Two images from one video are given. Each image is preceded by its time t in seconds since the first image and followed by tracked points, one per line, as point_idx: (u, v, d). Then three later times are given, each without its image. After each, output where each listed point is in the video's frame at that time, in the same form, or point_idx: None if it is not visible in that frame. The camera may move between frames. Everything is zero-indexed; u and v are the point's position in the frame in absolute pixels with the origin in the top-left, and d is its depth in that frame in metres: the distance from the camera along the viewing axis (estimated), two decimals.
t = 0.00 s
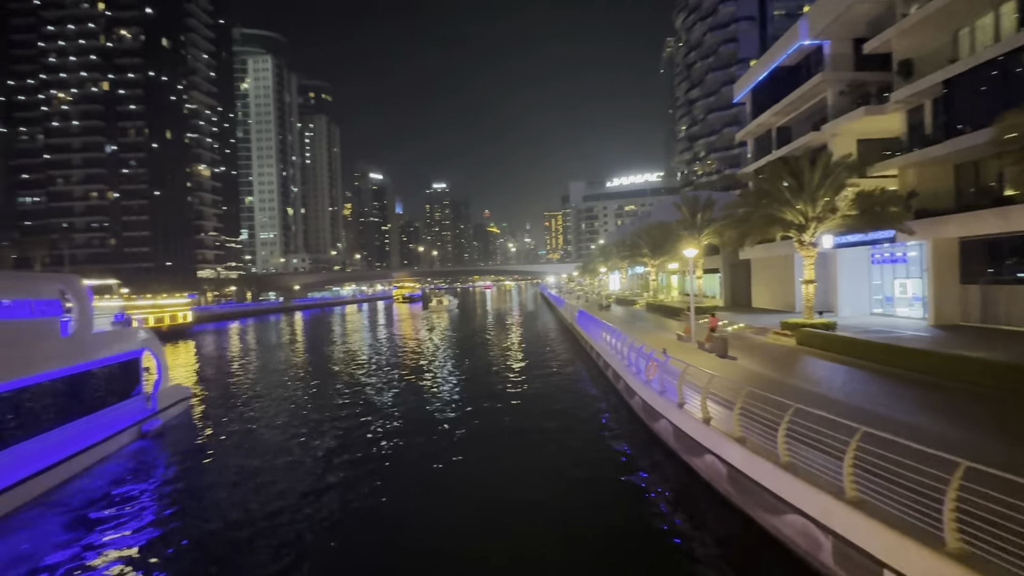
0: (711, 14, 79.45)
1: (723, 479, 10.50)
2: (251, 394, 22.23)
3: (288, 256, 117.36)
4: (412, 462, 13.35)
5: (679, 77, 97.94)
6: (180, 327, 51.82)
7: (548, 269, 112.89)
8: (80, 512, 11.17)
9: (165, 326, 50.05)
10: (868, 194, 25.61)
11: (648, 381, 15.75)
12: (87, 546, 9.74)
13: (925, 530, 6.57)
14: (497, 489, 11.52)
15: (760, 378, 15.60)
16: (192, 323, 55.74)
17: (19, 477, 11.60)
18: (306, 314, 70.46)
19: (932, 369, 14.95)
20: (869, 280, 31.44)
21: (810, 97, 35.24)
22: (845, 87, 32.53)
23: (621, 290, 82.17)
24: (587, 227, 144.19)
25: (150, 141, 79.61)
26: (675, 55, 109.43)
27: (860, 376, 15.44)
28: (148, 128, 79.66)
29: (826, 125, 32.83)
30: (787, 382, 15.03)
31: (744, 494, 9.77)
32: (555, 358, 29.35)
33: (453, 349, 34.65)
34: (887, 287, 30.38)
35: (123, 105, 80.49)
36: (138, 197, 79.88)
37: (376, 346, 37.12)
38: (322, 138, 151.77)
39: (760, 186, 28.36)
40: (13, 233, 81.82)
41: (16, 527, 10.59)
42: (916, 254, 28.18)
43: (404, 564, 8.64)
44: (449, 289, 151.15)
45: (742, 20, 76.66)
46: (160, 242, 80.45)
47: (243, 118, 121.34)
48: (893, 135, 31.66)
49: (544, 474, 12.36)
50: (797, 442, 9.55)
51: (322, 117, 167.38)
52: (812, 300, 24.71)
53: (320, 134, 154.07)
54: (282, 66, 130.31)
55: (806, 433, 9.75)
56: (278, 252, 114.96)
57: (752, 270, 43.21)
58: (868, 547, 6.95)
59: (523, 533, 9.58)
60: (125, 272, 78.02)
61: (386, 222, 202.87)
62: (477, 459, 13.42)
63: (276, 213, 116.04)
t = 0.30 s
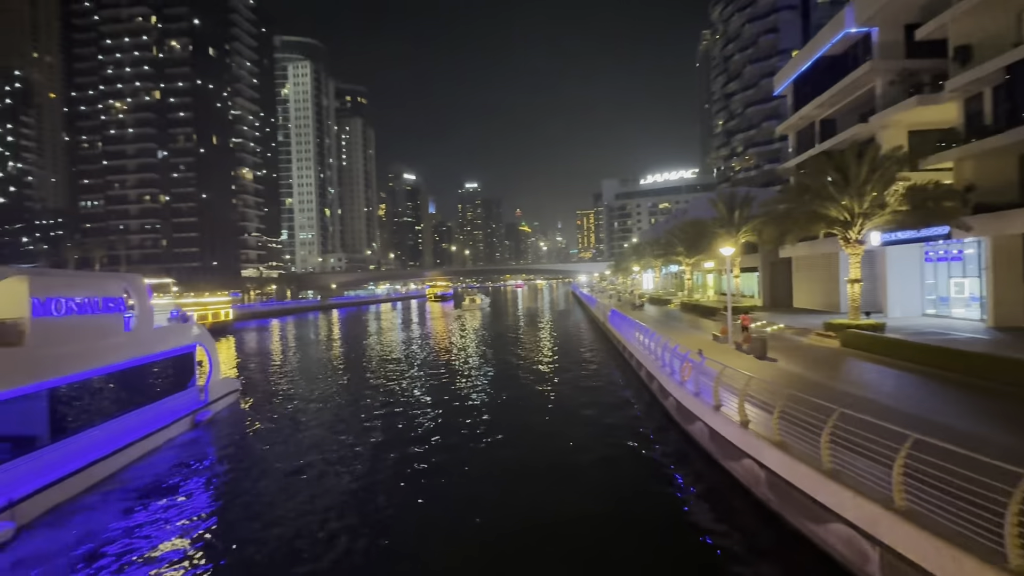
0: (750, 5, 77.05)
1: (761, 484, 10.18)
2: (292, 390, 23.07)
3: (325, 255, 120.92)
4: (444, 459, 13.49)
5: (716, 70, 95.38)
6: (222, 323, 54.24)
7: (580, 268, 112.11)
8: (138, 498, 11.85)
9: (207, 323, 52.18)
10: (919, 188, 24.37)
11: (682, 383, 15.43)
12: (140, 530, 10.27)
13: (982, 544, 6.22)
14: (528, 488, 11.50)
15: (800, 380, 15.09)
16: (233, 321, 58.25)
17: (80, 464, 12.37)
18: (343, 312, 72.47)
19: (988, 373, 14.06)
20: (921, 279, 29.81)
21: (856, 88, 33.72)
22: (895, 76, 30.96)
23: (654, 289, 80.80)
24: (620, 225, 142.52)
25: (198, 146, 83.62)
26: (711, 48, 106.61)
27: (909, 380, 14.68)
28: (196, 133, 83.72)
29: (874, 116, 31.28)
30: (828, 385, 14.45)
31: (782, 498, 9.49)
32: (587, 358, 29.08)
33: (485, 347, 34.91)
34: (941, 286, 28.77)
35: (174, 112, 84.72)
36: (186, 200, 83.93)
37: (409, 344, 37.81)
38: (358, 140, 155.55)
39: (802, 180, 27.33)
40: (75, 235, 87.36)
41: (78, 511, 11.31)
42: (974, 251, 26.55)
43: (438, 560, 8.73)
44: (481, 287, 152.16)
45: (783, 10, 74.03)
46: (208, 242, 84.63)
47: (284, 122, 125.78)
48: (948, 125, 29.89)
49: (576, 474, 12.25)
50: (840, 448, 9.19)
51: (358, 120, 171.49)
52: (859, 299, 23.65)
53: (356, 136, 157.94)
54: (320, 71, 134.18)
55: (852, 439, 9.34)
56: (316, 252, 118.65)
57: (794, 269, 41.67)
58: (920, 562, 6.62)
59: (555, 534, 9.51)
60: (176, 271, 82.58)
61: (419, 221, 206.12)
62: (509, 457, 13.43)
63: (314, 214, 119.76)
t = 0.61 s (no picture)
0: None
1: (803, 491, 9.83)
2: (331, 385, 23.84)
3: (363, 254, 124.06)
4: (476, 458, 13.50)
5: (757, 62, 92.01)
6: (266, 320, 56.72)
7: (615, 267, 110.71)
8: (195, 484, 12.54)
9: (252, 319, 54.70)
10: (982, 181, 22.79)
11: (721, 385, 15.01)
12: (191, 520, 10.64)
13: None
14: (562, 491, 11.34)
15: (847, 384, 14.41)
16: (270, 318, 59.31)
17: (138, 451, 12.99)
18: (379, 310, 74.12)
19: None
20: (983, 278, 27.89)
21: (911, 76, 31.81)
22: (955, 62, 29.04)
23: (691, 288, 78.89)
24: (655, 223, 139.79)
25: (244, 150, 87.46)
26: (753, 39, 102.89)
27: (968, 386, 13.79)
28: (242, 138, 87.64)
29: (931, 105, 29.44)
30: (878, 390, 13.75)
31: (827, 508, 9.10)
32: (621, 357, 28.60)
33: (518, 346, 34.94)
34: (1007, 286, 26.80)
35: (222, 118, 88.94)
36: (234, 202, 87.89)
37: (444, 341, 38.43)
38: (394, 141, 158.57)
39: (851, 175, 26.06)
40: (133, 236, 92.96)
41: (135, 497, 11.83)
42: None
43: (471, 561, 8.70)
44: (514, 286, 152.42)
45: None
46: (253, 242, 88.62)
47: (324, 126, 129.74)
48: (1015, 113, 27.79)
49: (610, 478, 12.00)
50: (891, 457, 8.74)
51: (394, 122, 174.83)
52: (912, 299, 22.38)
53: (392, 138, 161.11)
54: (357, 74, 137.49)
55: (904, 447, 8.86)
56: (354, 251, 121.91)
57: (841, 267, 39.80)
58: None
59: (587, 536, 9.43)
60: (224, 270, 86.59)
61: (453, 221, 208.33)
62: (542, 458, 13.30)
63: (352, 215, 123.03)
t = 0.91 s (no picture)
0: None
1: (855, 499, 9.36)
2: (373, 380, 24.53)
3: (403, 253, 126.74)
4: (511, 455, 13.56)
5: (809, 49, 87.65)
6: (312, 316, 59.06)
7: (655, 265, 108.38)
8: (252, 469, 13.25)
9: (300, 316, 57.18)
10: None
11: (767, 387, 14.46)
12: (247, 503, 11.23)
13: None
14: (600, 490, 11.20)
15: (907, 389, 13.57)
16: (314, 314, 61.19)
17: (203, 436, 13.80)
18: (418, 307, 75.56)
19: None
20: None
21: (982, 59, 29.47)
22: None
23: (735, 287, 76.23)
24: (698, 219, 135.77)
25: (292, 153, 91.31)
26: (804, 26, 98.12)
27: None
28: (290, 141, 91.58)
29: (1004, 89, 27.20)
30: (942, 396, 12.86)
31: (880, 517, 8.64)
32: (661, 357, 27.95)
33: (555, 344, 34.74)
34: None
35: (272, 123, 93.10)
36: (282, 203, 91.80)
37: (482, 339, 38.82)
38: (434, 141, 161.01)
39: (912, 166, 24.45)
40: (192, 235, 98.92)
41: (199, 479, 12.59)
42: None
43: (505, 555, 8.74)
44: (553, 284, 151.64)
45: None
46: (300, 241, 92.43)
47: (367, 128, 133.38)
48: None
49: (649, 479, 11.74)
50: (956, 467, 8.17)
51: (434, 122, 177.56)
52: (982, 300, 20.77)
53: (432, 138, 163.68)
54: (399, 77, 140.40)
55: (970, 456, 8.26)
56: (395, 250, 124.79)
57: (900, 265, 37.41)
58: None
59: (623, 535, 9.32)
60: (273, 268, 90.58)
61: (492, 219, 209.48)
62: (578, 456, 13.26)
63: (394, 214, 125.92)
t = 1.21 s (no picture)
0: None
1: (921, 511, 8.72)
2: (417, 373, 25.13)
3: (445, 248, 128.75)
4: (552, 451, 13.49)
5: (871, 31, 82.22)
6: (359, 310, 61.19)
7: (700, 260, 105.15)
8: (307, 455, 13.83)
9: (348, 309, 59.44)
10: None
11: (822, 389, 13.70)
12: (302, 486, 11.70)
13: None
14: (644, 491, 10.91)
15: (982, 395, 12.50)
16: (359, 308, 63.14)
17: (263, 422, 14.53)
18: (460, 302, 76.69)
19: None
20: None
21: None
22: None
23: (787, 283, 72.86)
24: (747, 213, 130.41)
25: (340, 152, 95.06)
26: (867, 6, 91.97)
27: None
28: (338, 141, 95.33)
29: None
30: None
31: (952, 533, 7.99)
32: (708, 354, 27.10)
33: (597, 340, 34.32)
34: None
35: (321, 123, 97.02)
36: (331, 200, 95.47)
37: (522, 334, 38.97)
38: (475, 138, 162.34)
39: (988, 153, 22.59)
40: (248, 233, 104.51)
41: (259, 462, 13.26)
42: None
43: (545, 550, 8.73)
44: (594, 280, 149.82)
45: None
46: (347, 237, 95.74)
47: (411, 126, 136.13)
48: None
49: (697, 481, 11.34)
50: None
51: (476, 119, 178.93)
52: None
53: (474, 135, 165.13)
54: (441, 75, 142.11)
55: None
56: (438, 245, 126.92)
57: (974, 261, 34.58)
58: None
59: (668, 537, 9.07)
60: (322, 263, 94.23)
61: (532, 214, 209.14)
62: (620, 456, 12.98)
63: (436, 210, 128.06)
